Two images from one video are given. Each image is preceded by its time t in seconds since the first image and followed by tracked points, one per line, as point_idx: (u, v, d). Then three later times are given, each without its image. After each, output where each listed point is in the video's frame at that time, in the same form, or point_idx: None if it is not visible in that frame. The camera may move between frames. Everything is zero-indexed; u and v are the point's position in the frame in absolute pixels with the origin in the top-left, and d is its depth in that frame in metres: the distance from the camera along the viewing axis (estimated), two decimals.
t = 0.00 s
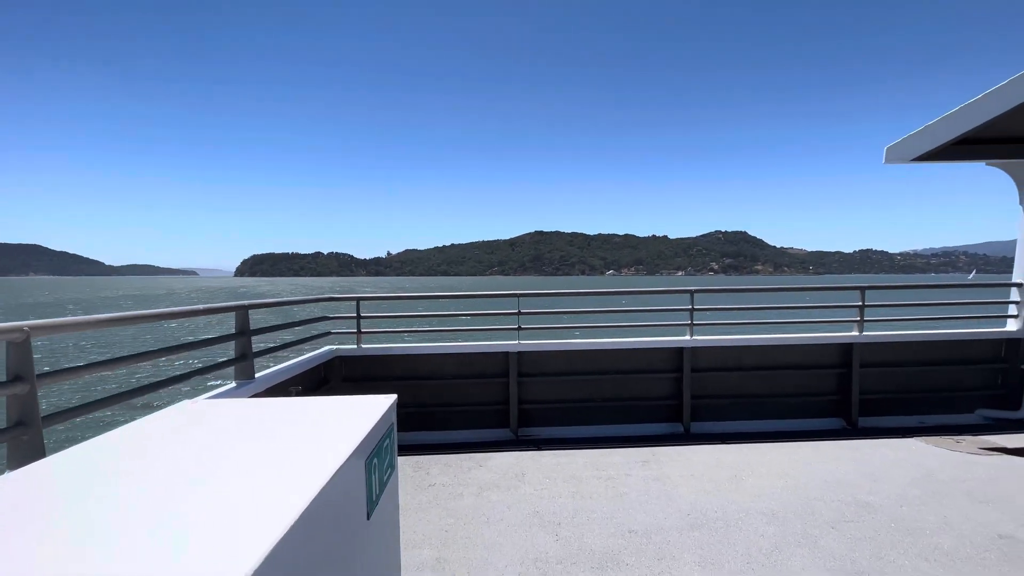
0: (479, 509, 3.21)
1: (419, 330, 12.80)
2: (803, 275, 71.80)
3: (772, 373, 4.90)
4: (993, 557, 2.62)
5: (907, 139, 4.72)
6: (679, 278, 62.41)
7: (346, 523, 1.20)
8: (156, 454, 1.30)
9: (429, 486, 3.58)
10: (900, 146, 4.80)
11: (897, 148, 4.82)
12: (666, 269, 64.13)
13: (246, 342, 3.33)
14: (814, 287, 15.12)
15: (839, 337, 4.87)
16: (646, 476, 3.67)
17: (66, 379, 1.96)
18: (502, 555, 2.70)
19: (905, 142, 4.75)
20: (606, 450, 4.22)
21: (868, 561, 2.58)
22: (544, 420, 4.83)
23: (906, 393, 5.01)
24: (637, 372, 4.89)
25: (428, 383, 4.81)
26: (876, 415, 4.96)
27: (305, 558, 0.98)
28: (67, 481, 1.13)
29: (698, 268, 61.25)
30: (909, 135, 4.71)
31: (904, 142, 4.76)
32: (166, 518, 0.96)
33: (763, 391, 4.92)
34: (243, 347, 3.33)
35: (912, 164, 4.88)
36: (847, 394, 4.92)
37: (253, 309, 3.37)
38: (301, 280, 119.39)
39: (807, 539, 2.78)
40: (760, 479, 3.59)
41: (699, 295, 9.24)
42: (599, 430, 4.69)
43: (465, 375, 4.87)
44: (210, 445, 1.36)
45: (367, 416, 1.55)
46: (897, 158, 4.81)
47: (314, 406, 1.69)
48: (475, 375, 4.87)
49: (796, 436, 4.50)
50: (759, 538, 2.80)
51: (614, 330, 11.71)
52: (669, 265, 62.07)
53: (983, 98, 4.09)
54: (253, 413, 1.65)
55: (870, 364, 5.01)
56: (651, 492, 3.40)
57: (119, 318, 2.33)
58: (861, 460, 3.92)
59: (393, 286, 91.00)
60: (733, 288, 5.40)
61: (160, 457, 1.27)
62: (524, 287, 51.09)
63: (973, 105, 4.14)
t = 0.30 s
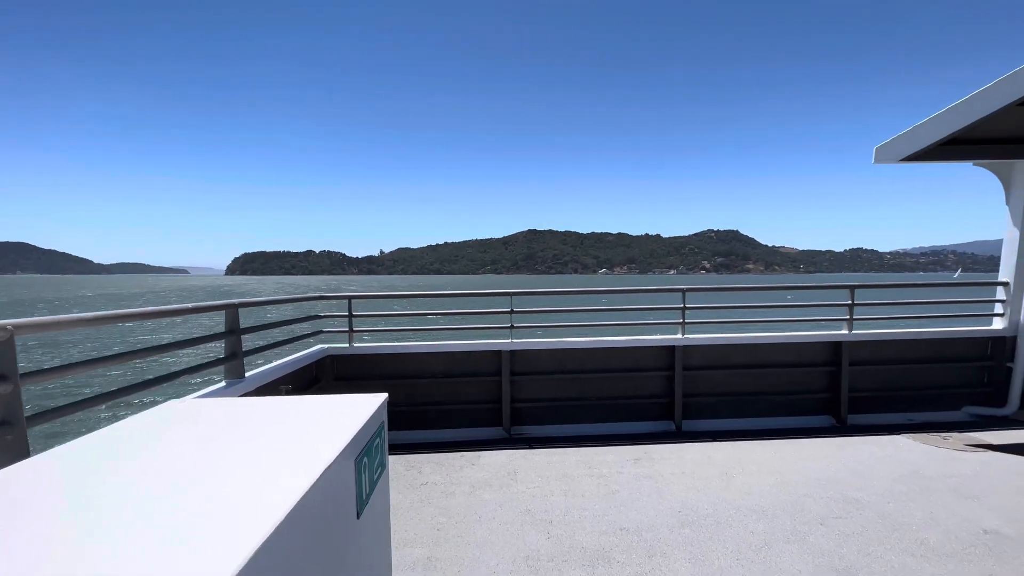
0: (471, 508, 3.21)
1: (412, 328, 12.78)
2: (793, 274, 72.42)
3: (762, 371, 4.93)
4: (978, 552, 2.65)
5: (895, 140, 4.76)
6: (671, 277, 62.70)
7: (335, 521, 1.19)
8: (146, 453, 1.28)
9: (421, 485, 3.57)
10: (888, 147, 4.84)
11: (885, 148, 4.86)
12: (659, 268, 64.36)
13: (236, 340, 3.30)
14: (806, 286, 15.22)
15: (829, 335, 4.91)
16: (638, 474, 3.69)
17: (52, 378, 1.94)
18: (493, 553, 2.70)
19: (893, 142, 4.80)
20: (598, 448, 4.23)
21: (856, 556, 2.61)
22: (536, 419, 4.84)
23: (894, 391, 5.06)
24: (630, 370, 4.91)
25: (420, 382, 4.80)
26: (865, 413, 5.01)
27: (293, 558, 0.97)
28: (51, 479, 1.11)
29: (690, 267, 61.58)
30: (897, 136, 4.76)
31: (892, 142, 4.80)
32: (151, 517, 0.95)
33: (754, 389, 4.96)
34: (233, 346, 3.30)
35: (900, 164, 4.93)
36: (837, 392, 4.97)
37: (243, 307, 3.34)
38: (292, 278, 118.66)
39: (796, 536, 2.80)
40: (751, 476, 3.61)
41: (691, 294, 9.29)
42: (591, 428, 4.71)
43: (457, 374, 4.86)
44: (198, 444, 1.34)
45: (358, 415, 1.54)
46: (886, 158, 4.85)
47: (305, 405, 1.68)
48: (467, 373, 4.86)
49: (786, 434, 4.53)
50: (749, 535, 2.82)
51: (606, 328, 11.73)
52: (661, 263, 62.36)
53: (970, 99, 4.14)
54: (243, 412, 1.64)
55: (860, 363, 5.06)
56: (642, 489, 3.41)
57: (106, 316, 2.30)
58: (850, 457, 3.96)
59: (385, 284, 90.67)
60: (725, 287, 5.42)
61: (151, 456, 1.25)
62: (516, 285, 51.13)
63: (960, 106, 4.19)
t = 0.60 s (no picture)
0: (466, 506, 3.21)
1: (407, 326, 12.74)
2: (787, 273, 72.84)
3: (756, 370, 4.95)
4: (968, 548, 2.68)
5: (888, 139, 4.79)
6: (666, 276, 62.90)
7: (327, 520, 1.18)
8: (138, 452, 1.26)
9: (415, 484, 3.56)
10: (882, 146, 4.87)
11: (879, 147, 4.89)
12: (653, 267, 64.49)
13: (229, 339, 3.28)
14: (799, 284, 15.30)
15: (822, 334, 4.94)
16: (633, 472, 3.69)
17: (42, 377, 1.91)
18: (488, 552, 2.70)
19: (887, 141, 4.82)
20: (593, 446, 4.24)
21: (848, 553, 2.62)
22: (531, 417, 4.84)
23: (886, 389, 5.10)
24: (624, 368, 4.92)
25: (415, 381, 4.79)
26: (857, 410, 5.05)
27: (285, 558, 0.96)
28: (39, 479, 1.09)
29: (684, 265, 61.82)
30: (891, 134, 4.78)
31: (886, 141, 4.83)
32: (142, 516, 0.93)
33: (748, 387, 4.98)
34: (227, 345, 3.28)
35: (893, 163, 4.97)
36: (830, 390, 5.00)
37: (236, 305, 3.32)
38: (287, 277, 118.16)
39: (789, 533, 2.82)
40: (745, 473, 3.63)
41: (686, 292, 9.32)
42: (586, 426, 4.72)
43: (452, 372, 4.85)
44: (189, 443, 1.32)
45: (350, 414, 1.53)
46: (880, 157, 4.89)
47: (298, 404, 1.66)
48: (462, 372, 4.86)
49: (780, 431, 4.56)
50: (743, 532, 2.83)
51: (601, 327, 11.75)
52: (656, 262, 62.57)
53: (962, 99, 4.17)
54: (236, 411, 1.62)
55: (852, 361, 5.09)
56: (637, 487, 3.42)
57: (97, 314, 2.27)
58: (842, 454, 3.99)
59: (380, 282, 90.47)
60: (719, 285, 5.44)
61: (143, 455, 1.24)
62: (512, 284, 51.15)
63: (953, 106, 4.22)
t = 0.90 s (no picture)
0: (464, 505, 3.21)
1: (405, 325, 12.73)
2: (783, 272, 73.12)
3: (753, 368, 4.97)
4: (963, 544, 2.70)
5: (884, 139, 4.81)
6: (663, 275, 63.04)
7: (325, 520, 1.18)
8: (137, 451, 1.26)
9: (414, 482, 3.56)
10: (879, 145, 4.88)
11: (876, 146, 4.90)
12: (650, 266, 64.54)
13: (227, 338, 3.28)
14: (796, 283, 15.34)
15: (818, 332, 4.96)
16: (631, 470, 3.70)
17: (39, 376, 1.90)
18: (486, 550, 2.70)
19: (884, 139, 4.84)
20: (591, 445, 4.25)
21: (844, 549, 2.64)
22: (529, 416, 4.85)
23: (882, 387, 5.13)
24: (622, 367, 4.93)
25: (413, 380, 4.79)
26: (854, 409, 5.07)
27: (283, 558, 0.96)
28: (36, 479, 1.08)
29: (681, 264, 61.97)
30: (887, 133, 4.80)
31: (883, 140, 4.85)
32: (139, 517, 0.92)
33: (745, 386, 5.00)
34: (224, 344, 3.28)
35: (890, 162, 4.99)
36: (827, 388, 5.02)
37: (234, 304, 3.31)
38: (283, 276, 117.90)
39: (787, 530, 2.83)
40: (742, 472, 3.65)
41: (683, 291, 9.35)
42: (584, 425, 4.73)
43: (450, 371, 4.86)
44: (186, 442, 1.32)
45: (349, 414, 1.52)
46: (877, 156, 4.90)
47: (296, 403, 1.66)
48: (460, 371, 4.86)
49: (777, 429, 4.58)
50: (740, 529, 2.85)
51: (599, 326, 11.78)
52: (653, 261, 62.69)
53: (957, 100, 4.19)
54: (234, 410, 1.62)
55: (849, 359, 5.11)
56: (634, 485, 3.43)
57: (96, 313, 2.26)
58: (839, 452, 4.01)
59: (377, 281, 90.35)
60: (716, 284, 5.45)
61: (141, 455, 1.23)
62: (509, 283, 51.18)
63: (948, 107, 4.24)
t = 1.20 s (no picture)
0: (464, 503, 3.21)
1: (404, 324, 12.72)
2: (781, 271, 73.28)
3: (752, 367, 4.98)
4: (960, 542, 2.71)
5: (883, 138, 4.80)
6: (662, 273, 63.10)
7: (325, 518, 1.18)
8: (135, 450, 1.26)
9: (413, 481, 3.57)
10: (877, 144, 4.87)
11: (875, 145, 4.89)
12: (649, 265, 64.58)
13: (226, 337, 3.27)
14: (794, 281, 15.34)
15: (817, 331, 4.96)
16: (630, 468, 3.71)
17: (38, 375, 1.90)
18: (486, 548, 2.71)
19: (883, 138, 4.83)
20: (590, 443, 4.26)
21: (843, 547, 2.65)
22: (529, 414, 4.86)
23: (880, 386, 5.14)
24: (621, 366, 4.93)
25: (412, 378, 4.78)
26: (852, 407, 5.09)
27: (282, 558, 0.95)
28: (36, 478, 1.08)
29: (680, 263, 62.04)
30: (886, 132, 4.79)
31: (882, 139, 4.84)
32: (137, 517, 0.92)
33: (744, 384, 5.00)
34: (223, 343, 3.27)
35: (888, 161, 4.98)
36: (825, 387, 5.03)
37: (232, 303, 3.31)
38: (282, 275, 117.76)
39: (785, 528, 2.83)
40: (741, 470, 3.65)
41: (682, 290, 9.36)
42: (583, 424, 4.74)
43: (449, 370, 4.86)
44: (185, 442, 1.32)
45: (348, 413, 1.52)
46: (876, 155, 4.89)
47: (295, 402, 1.66)
48: (459, 370, 4.86)
49: (776, 428, 4.59)
50: (739, 527, 2.85)
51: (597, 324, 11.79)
52: (652, 260, 62.74)
53: (956, 99, 4.18)
54: (234, 409, 1.62)
55: (847, 358, 5.12)
56: (634, 484, 3.44)
57: (95, 312, 2.26)
58: (837, 450, 4.02)
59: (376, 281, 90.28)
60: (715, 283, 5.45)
61: (138, 454, 1.23)
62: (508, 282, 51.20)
63: (946, 106, 4.24)
